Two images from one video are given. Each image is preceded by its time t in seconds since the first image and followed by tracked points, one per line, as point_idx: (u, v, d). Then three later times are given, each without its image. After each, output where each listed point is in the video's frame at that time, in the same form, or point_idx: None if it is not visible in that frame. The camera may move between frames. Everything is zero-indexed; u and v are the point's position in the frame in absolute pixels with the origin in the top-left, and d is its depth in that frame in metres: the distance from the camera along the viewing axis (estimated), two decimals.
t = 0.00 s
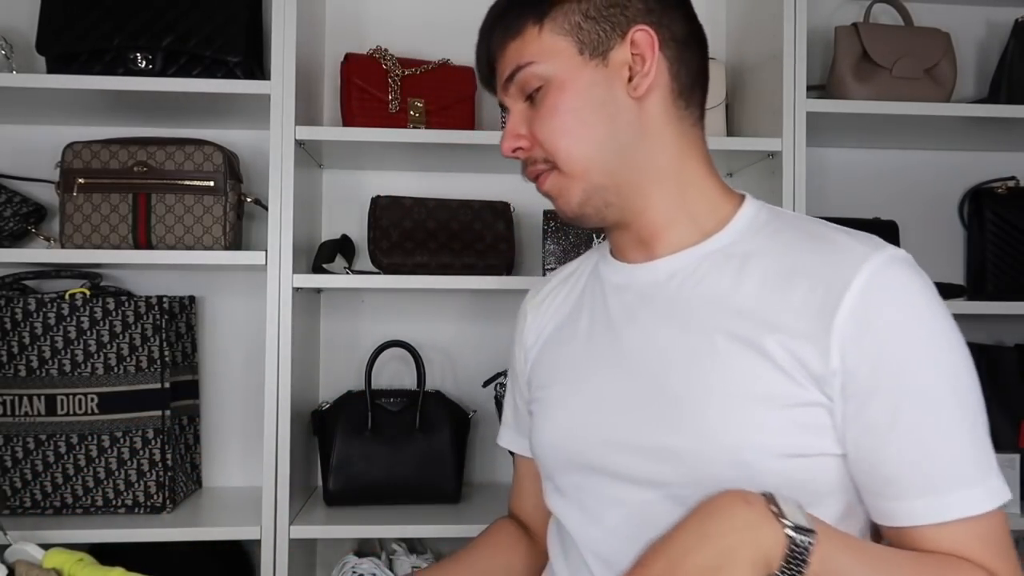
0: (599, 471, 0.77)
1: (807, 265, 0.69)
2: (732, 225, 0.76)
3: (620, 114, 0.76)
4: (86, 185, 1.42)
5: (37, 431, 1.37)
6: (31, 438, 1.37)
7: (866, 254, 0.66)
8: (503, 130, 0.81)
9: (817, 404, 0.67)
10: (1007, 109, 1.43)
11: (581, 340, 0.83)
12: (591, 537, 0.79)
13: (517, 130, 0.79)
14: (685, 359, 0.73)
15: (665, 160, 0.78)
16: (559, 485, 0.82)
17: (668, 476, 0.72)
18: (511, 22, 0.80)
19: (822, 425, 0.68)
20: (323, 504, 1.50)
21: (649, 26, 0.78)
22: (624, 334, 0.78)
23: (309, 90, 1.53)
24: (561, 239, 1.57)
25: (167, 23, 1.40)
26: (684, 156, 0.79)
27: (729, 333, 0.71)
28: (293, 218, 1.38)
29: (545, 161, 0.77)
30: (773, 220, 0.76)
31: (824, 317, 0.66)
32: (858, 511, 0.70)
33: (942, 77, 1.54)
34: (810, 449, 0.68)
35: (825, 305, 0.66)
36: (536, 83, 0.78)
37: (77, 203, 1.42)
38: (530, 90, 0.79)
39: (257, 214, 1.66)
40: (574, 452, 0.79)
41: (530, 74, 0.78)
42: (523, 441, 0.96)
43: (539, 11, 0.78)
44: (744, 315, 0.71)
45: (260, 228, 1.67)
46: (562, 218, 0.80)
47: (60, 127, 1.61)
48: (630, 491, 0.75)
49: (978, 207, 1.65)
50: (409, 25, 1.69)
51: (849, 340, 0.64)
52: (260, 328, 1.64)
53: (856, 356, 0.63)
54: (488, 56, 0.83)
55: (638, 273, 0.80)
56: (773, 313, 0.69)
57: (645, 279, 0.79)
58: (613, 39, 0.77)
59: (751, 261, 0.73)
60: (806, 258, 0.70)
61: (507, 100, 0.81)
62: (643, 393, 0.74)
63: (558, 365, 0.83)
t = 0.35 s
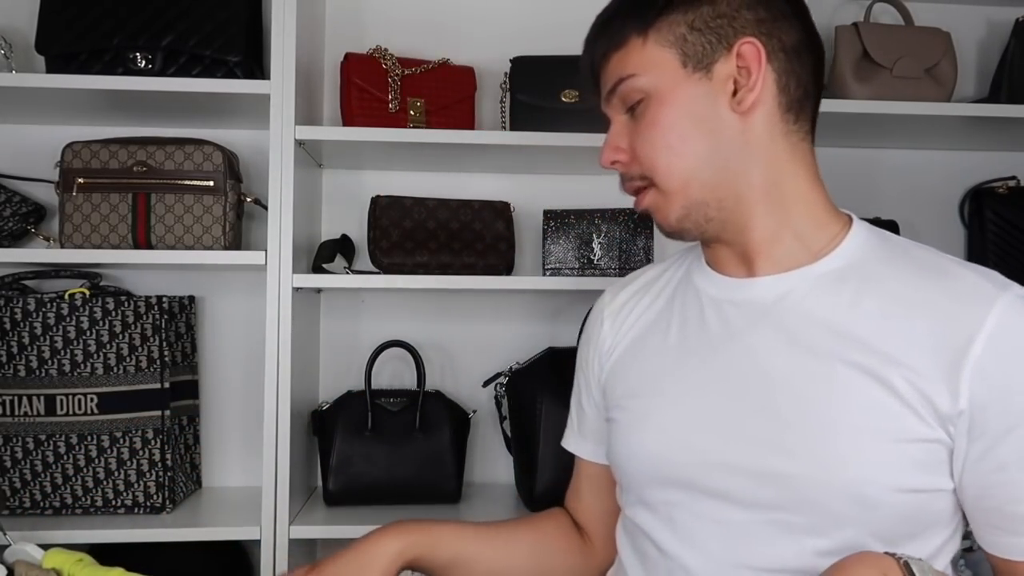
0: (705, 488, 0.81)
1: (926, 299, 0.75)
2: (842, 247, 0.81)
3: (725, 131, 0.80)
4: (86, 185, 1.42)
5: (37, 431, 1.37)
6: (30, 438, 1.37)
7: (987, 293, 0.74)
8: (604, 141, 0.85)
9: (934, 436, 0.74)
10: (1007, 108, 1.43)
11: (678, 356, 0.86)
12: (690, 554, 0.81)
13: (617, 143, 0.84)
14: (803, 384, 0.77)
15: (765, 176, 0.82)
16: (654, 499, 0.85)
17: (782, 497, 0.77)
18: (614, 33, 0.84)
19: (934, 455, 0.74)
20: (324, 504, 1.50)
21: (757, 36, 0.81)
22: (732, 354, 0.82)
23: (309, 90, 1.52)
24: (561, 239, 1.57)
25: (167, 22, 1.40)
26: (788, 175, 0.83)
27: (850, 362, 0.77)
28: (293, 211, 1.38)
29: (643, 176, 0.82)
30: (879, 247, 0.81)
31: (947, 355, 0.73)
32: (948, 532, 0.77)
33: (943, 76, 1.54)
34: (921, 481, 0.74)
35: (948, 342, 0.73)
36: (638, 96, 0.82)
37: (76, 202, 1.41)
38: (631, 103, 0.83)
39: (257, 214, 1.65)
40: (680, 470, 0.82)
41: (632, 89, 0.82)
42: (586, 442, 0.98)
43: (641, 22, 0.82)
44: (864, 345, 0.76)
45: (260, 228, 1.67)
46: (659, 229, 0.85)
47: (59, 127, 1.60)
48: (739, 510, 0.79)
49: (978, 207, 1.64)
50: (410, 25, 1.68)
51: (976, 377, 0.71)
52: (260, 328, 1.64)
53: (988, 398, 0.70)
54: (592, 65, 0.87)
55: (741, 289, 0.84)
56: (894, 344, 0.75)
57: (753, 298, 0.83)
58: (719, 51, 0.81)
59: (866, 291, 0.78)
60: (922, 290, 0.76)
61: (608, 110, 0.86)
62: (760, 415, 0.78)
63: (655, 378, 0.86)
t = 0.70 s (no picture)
0: (730, 491, 0.82)
1: (957, 315, 0.75)
2: (878, 260, 0.81)
3: (766, 145, 0.80)
4: (86, 185, 1.42)
5: (37, 431, 1.37)
6: (31, 439, 1.37)
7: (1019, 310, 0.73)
8: (641, 151, 0.85)
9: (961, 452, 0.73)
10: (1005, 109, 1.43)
11: (708, 362, 0.86)
12: (714, 554, 0.83)
13: (655, 155, 0.84)
14: (831, 393, 0.78)
15: (805, 191, 0.82)
16: (678, 501, 0.86)
17: (807, 504, 0.77)
18: (656, 44, 0.83)
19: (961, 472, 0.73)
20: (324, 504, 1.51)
21: (801, 52, 0.81)
22: (761, 360, 0.82)
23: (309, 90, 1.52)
24: (561, 240, 1.57)
25: (167, 22, 1.40)
26: (827, 190, 0.83)
27: (880, 374, 0.77)
28: (293, 210, 1.38)
29: (682, 188, 0.82)
30: (912, 262, 0.81)
31: (976, 371, 0.72)
32: (979, 548, 0.76)
33: (943, 77, 1.54)
34: (949, 495, 0.73)
35: (977, 358, 0.72)
36: (679, 108, 0.82)
37: (77, 203, 1.42)
38: (672, 114, 0.83)
39: (257, 214, 1.66)
40: (707, 473, 0.83)
41: (672, 100, 0.82)
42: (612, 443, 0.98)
43: (684, 34, 0.82)
44: (892, 357, 0.77)
45: (260, 228, 1.67)
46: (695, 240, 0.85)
47: (59, 127, 1.61)
48: (766, 514, 0.80)
49: (978, 207, 1.64)
50: (410, 25, 1.68)
51: (1004, 394, 0.70)
52: (260, 328, 1.64)
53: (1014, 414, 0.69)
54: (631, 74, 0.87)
55: (774, 298, 0.84)
56: (924, 357, 0.75)
57: (786, 307, 0.83)
58: (763, 66, 0.80)
59: (899, 304, 0.78)
60: (955, 305, 0.76)
61: (647, 120, 0.85)
62: (787, 422, 0.79)
63: (684, 383, 0.87)
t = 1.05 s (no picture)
0: (733, 491, 0.81)
1: (960, 318, 0.75)
2: (881, 262, 0.81)
3: (780, 151, 0.80)
4: (86, 184, 1.42)
5: (36, 431, 1.37)
6: (30, 438, 1.37)
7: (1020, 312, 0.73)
8: (652, 154, 0.84)
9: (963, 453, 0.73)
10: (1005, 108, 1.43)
11: (712, 365, 0.86)
12: (716, 553, 0.82)
13: (668, 158, 0.83)
14: (834, 395, 0.78)
15: (815, 198, 0.82)
16: (683, 502, 0.86)
17: (811, 505, 0.77)
18: (672, 46, 0.81)
19: (965, 473, 0.73)
20: (324, 504, 1.51)
21: (818, 60, 0.81)
22: (764, 363, 0.82)
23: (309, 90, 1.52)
24: (561, 240, 1.57)
25: (167, 22, 1.40)
26: (836, 196, 0.83)
27: (883, 376, 0.76)
28: (293, 210, 1.38)
29: (694, 194, 0.81)
30: (914, 264, 0.80)
31: (978, 373, 0.72)
32: (983, 548, 0.76)
33: (943, 76, 1.54)
34: (952, 496, 0.73)
35: (978, 359, 0.72)
36: (693, 112, 0.81)
37: (76, 203, 1.42)
38: (686, 119, 0.82)
39: (257, 214, 1.66)
40: (709, 474, 0.83)
41: (687, 104, 0.81)
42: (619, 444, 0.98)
43: (702, 37, 0.80)
44: (895, 359, 0.76)
45: (260, 228, 1.67)
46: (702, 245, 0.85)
47: (59, 127, 1.61)
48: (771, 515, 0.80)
49: (978, 207, 1.64)
50: (410, 25, 1.68)
51: (1005, 396, 0.70)
52: (260, 328, 1.64)
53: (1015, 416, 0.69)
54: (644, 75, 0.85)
55: (779, 301, 0.84)
56: (927, 359, 0.75)
57: (791, 310, 0.83)
58: (780, 73, 0.80)
59: (903, 306, 0.78)
60: (957, 307, 0.75)
61: (658, 123, 0.84)
62: (790, 423, 0.79)
63: (688, 386, 0.87)
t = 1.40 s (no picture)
0: (744, 496, 0.81)
1: (970, 320, 0.76)
2: (887, 267, 0.82)
3: (826, 151, 0.79)
4: (86, 185, 1.42)
5: (37, 431, 1.38)
6: (31, 438, 1.37)
7: None
8: (692, 140, 0.80)
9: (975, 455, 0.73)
10: (1005, 109, 1.43)
11: (720, 368, 0.86)
12: (729, 558, 0.82)
13: (710, 146, 0.79)
14: (846, 398, 0.78)
15: (844, 201, 0.82)
16: (693, 507, 0.86)
17: (826, 508, 0.77)
18: (735, 26, 0.78)
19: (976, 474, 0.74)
20: (324, 504, 1.51)
21: (866, 63, 0.81)
22: (776, 367, 0.82)
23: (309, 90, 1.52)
24: (561, 240, 1.57)
25: (168, 22, 1.40)
26: (857, 200, 0.83)
27: (894, 379, 0.77)
28: (293, 210, 1.39)
29: (735, 187, 0.78)
30: (920, 268, 0.82)
31: (988, 374, 0.73)
32: (989, 547, 0.77)
33: (943, 76, 1.54)
34: (962, 496, 0.74)
35: (989, 360, 0.73)
36: (746, 102, 0.78)
37: (77, 203, 1.42)
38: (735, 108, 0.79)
39: (257, 214, 1.66)
40: (719, 479, 0.82)
41: (741, 92, 0.78)
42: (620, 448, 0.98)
43: (769, 21, 0.78)
44: (906, 361, 0.77)
45: (260, 228, 1.67)
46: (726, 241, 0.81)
47: (59, 127, 1.61)
48: (785, 519, 0.80)
49: (977, 207, 1.64)
50: (410, 25, 1.69)
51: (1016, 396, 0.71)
52: (260, 328, 1.65)
53: None
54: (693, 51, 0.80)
55: (789, 304, 0.84)
56: (937, 361, 0.76)
57: (801, 313, 0.84)
58: (836, 71, 0.79)
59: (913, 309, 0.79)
60: (964, 310, 0.77)
61: (699, 108, 0.80)
62: (802, 427, 0.79)
63: (696, 389, 0.87)
